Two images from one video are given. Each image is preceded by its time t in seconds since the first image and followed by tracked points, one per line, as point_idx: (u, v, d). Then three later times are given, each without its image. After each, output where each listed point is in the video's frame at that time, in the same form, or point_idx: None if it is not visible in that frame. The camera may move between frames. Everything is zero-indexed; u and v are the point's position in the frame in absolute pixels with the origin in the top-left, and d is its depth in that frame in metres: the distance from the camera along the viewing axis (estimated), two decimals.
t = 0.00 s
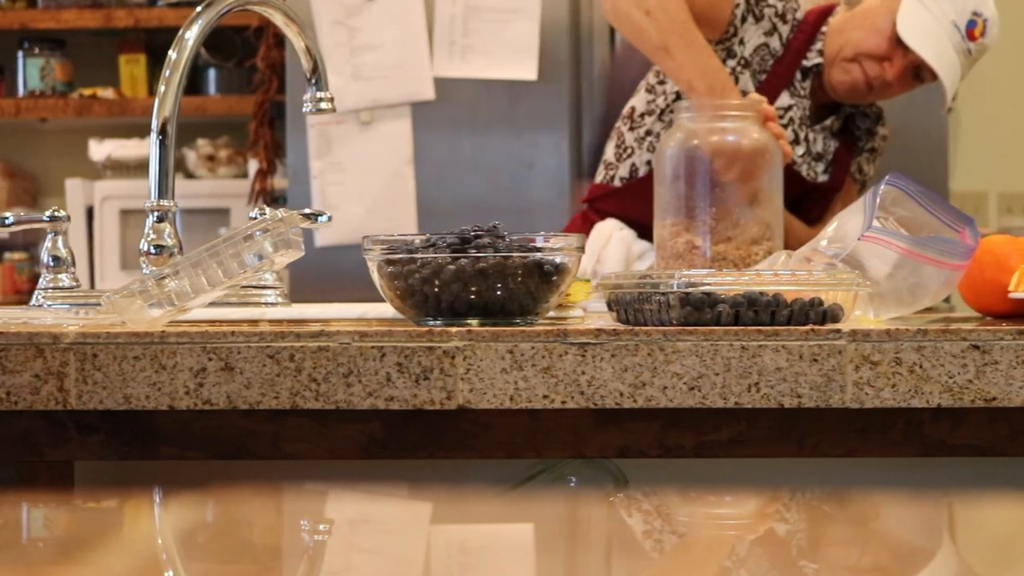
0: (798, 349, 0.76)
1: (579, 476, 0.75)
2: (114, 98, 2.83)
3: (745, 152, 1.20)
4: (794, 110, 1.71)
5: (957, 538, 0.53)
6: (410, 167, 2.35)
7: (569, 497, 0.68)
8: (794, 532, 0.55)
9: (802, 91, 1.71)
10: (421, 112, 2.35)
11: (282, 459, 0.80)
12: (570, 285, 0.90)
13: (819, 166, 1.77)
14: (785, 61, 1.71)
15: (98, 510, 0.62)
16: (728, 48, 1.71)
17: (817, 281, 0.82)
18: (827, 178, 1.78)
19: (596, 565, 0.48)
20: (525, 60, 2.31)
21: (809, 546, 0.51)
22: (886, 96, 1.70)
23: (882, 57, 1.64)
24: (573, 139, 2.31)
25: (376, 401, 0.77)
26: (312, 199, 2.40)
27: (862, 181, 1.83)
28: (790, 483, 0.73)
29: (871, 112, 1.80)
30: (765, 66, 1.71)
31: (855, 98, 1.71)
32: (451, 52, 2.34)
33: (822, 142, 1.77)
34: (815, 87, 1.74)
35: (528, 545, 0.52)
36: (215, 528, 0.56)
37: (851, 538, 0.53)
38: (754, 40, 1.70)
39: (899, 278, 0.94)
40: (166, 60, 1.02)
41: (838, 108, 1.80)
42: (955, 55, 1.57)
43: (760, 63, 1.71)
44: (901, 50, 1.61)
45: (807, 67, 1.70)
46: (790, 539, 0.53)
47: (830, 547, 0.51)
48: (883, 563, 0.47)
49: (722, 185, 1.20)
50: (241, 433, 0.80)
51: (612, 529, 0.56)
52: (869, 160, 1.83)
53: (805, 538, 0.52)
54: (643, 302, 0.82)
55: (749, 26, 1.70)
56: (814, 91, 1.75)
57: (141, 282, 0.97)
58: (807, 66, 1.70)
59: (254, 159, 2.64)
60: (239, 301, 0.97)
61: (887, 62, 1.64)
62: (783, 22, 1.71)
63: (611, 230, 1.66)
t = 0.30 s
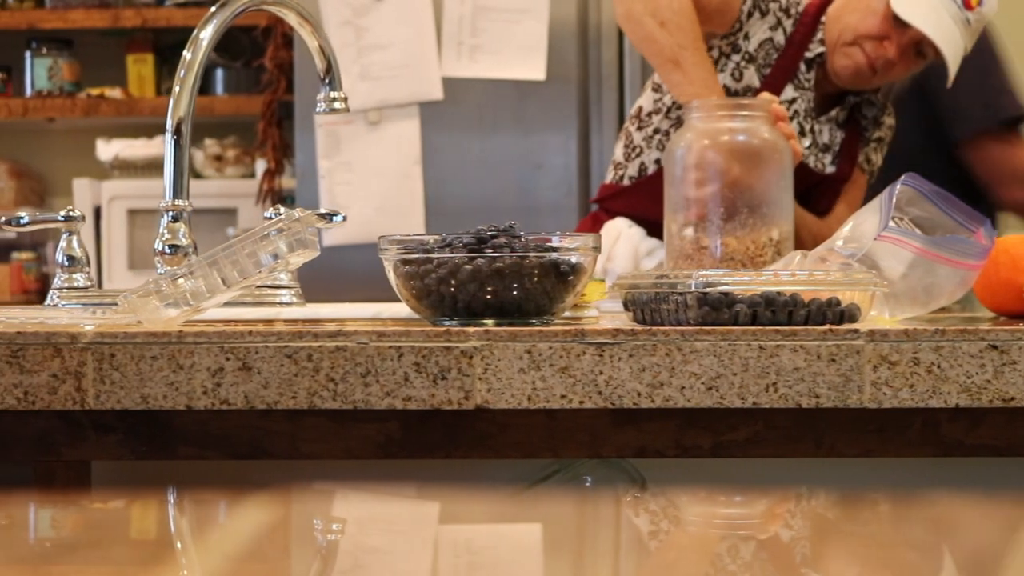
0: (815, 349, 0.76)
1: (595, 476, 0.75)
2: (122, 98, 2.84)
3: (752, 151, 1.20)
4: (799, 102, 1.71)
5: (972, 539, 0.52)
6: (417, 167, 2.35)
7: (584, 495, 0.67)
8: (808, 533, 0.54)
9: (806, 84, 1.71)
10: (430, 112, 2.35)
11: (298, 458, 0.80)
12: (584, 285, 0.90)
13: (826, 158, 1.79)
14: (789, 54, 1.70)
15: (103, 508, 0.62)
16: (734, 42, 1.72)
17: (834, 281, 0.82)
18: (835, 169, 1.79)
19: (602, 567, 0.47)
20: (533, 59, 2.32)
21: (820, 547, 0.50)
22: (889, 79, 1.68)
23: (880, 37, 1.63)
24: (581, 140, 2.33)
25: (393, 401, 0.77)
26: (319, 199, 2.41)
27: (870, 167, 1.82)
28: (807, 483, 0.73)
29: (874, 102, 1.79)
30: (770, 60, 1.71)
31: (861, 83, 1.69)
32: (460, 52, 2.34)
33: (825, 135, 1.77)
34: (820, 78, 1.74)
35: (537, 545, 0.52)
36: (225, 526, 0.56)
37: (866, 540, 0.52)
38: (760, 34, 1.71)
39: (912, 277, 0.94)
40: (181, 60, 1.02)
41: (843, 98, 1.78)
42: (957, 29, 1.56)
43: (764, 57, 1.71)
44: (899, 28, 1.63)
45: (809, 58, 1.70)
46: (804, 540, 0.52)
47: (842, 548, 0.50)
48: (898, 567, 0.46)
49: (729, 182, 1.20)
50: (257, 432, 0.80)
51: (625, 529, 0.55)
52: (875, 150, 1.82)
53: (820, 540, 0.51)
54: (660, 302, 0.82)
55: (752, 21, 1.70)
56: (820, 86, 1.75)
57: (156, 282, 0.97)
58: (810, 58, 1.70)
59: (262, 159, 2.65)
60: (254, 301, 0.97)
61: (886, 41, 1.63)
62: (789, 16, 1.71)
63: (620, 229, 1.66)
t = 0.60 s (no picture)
0: (831, 350, 0.76)
1: (610, 476, 0.75)
2: (129, 98, 2.84)
3: (773, 153, 1.20)
4: (801, 92, 1.71)
5: (994, 538, 0.50)
6: (425, 167, 2.35)
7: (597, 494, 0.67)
8: (826, 530, 0.53)
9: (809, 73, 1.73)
10: (437, 112, 2.35)
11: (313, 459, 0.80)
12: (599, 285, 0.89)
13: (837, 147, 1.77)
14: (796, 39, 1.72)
15: (110, 505, 0.61)
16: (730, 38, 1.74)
17: (850, 282, 0.82)
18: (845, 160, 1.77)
19: (612, 561, 0.47)
20: (542, 59, 2.31)
21: (844, 544, 0.49)
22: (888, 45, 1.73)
23: None
24: (589, 140, 2.32)
25: (409, 401, 0.77)
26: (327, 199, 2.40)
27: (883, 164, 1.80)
28: (822, 483, 0.73)
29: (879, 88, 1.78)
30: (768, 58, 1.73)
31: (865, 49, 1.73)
32: (468, 52, 2.33)
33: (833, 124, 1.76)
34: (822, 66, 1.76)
35: (547, 541, 0.51)
36: (239, 523, 0.55)
37: (889, 538, 0.51)
38: (754, 26, 1.73)
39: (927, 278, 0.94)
40: (193, 60, 1.02)
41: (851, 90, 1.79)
42: None
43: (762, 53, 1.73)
44: None
45: (813, 43, 1.72)
46: (825, 537, 0.51)
47: (863, 543, 0.49)
48: (923, 559, 0.45)
49: (750, 182, 1.20)
50: (272, 432, 0.80)
51: (638, 526, 0.54)
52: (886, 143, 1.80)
53: (843, 537, 0.50)
54: (675, 302, 0.82)
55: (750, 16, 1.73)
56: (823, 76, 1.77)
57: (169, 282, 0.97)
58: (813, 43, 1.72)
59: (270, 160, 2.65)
60: (267, 300, 0.97)
61: None
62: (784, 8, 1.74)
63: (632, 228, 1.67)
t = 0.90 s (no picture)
0: (845, 351, 0.76)
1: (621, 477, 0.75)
2: (136, 98, 2.84)
3: (788, 153, 1.20)
4: (777, 69, 1.61)
5: (1004, 542, 0.49)
6: (432, 167, 2.34)
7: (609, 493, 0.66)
8: (843, 530, 0.52)
9: (785, 49, 1.63)
10: (444, 113, 2.34)
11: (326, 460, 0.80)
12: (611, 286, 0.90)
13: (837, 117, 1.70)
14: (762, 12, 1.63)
15: (113, 508, 0.61)
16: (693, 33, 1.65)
17: (864, 283, 0.82)
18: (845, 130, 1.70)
19: (622, 563, 0.47)
20: (549, 60, 2.32)
21: (855, 547, 0.48)
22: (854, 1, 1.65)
23: None
24: (596, 140, 2.32)
25: (422, 401, 0.77)
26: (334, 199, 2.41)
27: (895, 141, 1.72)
28: (835, 484, 0.73)
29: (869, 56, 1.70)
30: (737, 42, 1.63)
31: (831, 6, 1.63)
32: (475, 53, 2.33)
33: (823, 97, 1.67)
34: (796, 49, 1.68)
35: (560, 542, 0.51)
36: (253, 523, 0.56)
37: (901, 541, 0.50)
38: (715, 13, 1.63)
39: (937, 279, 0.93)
40: (204, 61, 1.02)
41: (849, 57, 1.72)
42: None
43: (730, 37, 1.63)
44: None
45: (782, 19, 1.64)
46: (840, 537, 0.50)
47: (874, 546, 0.48)
48: (936, 561, 0.45)
49: (763, 182, 1.20)
50: (286, 432, 0.80)
51: (648, 526, 0.54)
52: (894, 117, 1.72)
53: (858, 539, 0.50)
54: (688, 303, 0.82)
55: None
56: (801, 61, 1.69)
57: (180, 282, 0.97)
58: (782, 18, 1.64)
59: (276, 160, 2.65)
60: (279, 301, 0.97)
61: None
62: None
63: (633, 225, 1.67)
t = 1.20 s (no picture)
0: (860, 352, 0.76)
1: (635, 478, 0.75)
2: (141, 98, 2.84)
3: (796, 155, 1.20)
4: (761, 64, 1.63)
5: (1009, 546, 0.49)
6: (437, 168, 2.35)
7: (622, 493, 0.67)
8: (853, 533, 0.52)
9: (767, 45, 1.66)
10: (450, 114, 2.34)
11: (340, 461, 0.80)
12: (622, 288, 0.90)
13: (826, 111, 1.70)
14: (742, 13, 1.69)
15: (122, 508, 0.62)
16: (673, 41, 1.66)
17: (877, 285, 0.82)
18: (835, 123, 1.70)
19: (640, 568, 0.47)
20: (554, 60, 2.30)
21: (872, 553, 0.49)
22: None
23: None
24: (603, 143, 2.30)
25: (436, 402, 0.77)
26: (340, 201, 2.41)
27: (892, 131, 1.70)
28: (849, 485, 0.73)
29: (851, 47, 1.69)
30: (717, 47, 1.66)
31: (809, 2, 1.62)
32: (481, 53, 2.33)
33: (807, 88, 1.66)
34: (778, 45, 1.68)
35: (579, 543, 0.52)
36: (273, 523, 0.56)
37: (910, 547, 0.50)
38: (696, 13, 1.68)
39: (949, 281, 0.93)
40: (217, 61, 1.02)
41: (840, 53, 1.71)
42: None
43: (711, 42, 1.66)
44: None
45: (764, 18, 1.68)
46: (850, 541, 0.50)
47: (887, 554, 0.48)
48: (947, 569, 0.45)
49: (772, 184, 1.21)
50: (300, 433, 0.80)
51: (661, 526, 0.54)
52: (888, 108, 1.70)
53: (869, 545, 0.50)
54: (701, 304, 0.82)
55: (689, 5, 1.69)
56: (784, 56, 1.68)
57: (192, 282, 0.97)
58: (763, 17, 1.68)
59: (281, 161, 2.66)
60: (291, 301, 0.97)
61: None
62: None
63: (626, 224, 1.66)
